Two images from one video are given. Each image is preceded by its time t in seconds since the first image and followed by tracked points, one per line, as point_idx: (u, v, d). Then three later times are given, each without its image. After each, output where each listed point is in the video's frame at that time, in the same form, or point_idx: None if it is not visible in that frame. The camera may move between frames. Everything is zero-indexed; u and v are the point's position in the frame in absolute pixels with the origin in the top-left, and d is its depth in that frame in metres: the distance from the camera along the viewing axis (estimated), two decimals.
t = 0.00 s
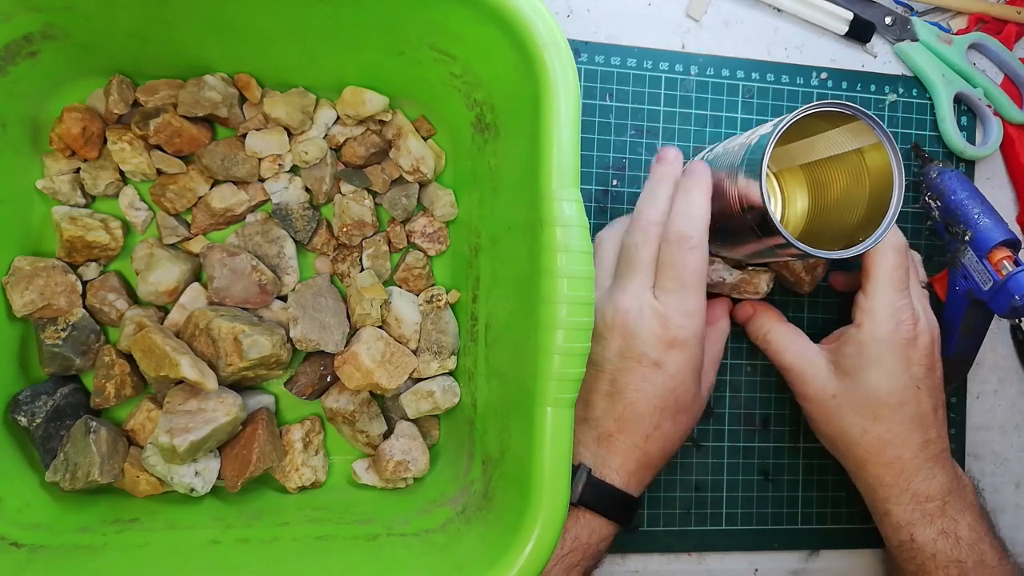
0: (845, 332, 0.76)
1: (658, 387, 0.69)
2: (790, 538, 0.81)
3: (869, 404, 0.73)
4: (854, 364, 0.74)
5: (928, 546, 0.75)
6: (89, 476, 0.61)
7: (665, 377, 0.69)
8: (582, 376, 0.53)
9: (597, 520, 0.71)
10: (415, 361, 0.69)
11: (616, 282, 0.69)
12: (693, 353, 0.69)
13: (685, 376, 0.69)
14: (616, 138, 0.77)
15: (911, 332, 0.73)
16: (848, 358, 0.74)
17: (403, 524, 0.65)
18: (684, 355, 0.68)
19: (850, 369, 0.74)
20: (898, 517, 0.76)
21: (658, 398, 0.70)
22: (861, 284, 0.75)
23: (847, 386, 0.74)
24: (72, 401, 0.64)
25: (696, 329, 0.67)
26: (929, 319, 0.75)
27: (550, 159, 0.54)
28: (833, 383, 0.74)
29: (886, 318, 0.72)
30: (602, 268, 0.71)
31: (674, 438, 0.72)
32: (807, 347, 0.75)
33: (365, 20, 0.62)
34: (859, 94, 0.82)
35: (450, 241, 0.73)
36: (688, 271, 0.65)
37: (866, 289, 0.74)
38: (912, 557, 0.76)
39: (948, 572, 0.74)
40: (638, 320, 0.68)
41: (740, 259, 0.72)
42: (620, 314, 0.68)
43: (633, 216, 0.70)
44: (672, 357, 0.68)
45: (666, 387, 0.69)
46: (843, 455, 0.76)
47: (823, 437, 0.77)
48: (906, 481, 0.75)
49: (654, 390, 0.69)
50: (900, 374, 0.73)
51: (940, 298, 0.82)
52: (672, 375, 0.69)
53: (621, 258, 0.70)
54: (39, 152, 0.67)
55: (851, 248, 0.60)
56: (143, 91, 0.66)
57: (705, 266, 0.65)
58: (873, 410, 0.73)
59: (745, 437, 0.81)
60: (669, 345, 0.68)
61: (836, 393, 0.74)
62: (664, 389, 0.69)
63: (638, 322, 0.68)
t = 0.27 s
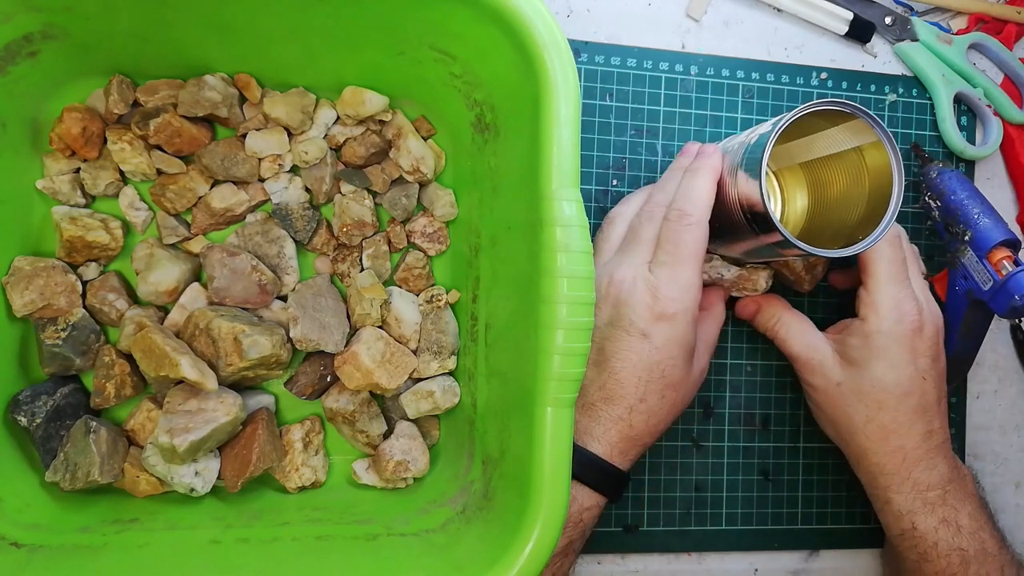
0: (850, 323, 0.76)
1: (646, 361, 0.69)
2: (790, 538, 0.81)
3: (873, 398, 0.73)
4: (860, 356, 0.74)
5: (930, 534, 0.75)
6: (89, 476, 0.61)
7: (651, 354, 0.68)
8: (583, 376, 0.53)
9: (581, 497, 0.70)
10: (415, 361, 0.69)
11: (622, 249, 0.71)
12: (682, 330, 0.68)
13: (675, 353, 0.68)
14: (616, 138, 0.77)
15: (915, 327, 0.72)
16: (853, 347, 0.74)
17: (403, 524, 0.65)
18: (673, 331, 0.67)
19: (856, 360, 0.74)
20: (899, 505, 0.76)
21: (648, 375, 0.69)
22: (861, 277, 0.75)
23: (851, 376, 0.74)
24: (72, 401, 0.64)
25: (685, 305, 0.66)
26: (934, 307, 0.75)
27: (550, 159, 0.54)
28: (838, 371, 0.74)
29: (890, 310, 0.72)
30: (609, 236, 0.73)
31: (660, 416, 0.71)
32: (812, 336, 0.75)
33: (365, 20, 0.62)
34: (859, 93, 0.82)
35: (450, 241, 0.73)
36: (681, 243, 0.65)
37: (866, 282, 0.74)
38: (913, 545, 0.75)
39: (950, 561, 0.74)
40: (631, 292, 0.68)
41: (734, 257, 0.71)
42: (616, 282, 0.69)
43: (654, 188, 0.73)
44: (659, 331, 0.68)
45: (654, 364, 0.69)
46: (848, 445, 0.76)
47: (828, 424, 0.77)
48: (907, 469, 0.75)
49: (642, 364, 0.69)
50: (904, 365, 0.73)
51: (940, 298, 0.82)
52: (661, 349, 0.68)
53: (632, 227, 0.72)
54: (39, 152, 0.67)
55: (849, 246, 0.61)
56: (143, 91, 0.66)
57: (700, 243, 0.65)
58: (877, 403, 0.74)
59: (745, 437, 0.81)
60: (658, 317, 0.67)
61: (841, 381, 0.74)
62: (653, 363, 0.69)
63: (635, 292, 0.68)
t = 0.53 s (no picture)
0: (861, 325, 0.76)
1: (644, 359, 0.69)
2: (790, 538, 0.81)
3: (873, 399, 0.74)
4: (865, 356, 0.74)
5: (944, 535, 0.74)
6: (89, 476, 0.61)
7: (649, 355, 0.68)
8: (583, 376, 0.53)
9: (579, 495, 0.70)
10: (415, 361, 0.69)
11: (620, 250, 0.70)
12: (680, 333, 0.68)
13: (673, 354, 0.69)
14: (616, 138, 0.77)
15: (917, 327, 0.73)
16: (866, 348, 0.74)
17: (403, 524, 0.65)
18: (671, 333, 0.68)
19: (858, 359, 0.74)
20: (914, 506, 0.75)
21: (645, 374, 0.69)
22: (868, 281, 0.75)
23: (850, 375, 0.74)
24: (72, 401, 0.64)
25: (684, 307, 0.66)
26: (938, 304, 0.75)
27: (550, 159, 0.54)
28: (852, 372, 0.74)
29: (900, 311, 0.73)
30: (608, 235, 0.73)
31: (659, 416, 0.72)
32: (824, 337, 0.75)
33: (366, 19, 0.62)
34: (859, 93, 0.82)
35: (450, 241, 0.73)
36: (681, 246, 0.65)
37: (875, 285, 0.74)
38: (927, 546, 0.75)
39: (964, 561, 0.74)
40: (630, 294, 0.68)
41: (733, 258, 0.71)
42: (615, 283, 0.69)
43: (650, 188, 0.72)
44: (657, 332, 0.68)
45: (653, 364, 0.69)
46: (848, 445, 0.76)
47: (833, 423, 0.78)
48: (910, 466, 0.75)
49: (641, 364, 0.69)
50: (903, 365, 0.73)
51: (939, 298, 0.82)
52: (661, 350, 0.68)
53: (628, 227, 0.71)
54: (39, 152, 0.67)
55: (849, 246, 0.61)
56: (143, 91, 0.66)
57: (700, 245, 0.64)
58: (878, 402, 0.74)
59: (745, 437, 0.81)
60: (658, 319, 0.67)
61: (854, 384, 0.74)
62: (651, 364, 0.69)
63: (635, 292, 0.68)
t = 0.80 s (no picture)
0: (863, 320, 0.76)
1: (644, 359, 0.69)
2: (790, 538, 0.81)
3: (873, 399, 0.74)
4: (865, 353, 0.74)
5: (934, 527, 0.75)
6: (89, 476, 0.61)
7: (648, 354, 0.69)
8: (583, 376, 0.53)
9: (577, 493, 0.71)
10: (415, 361, 0.69)
11: (620, 247, 0.70)
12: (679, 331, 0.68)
13: (672, 353, 0.69)
14: (616, 139, 0.77)
15: (919, 324, 0.72)
16: (867, 341, 0.74)
17: (403, 524, 0.65)
18: (671, 332, 0.68)
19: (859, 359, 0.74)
20: (904, 498, 0.76)
21: (645, 374, 0.69)
22: (868, 278, 0.75)
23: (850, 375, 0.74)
24: (72, 402, 0.64)
25: (684, 306, 0.66)
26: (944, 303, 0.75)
27: (550, 159, 0.54)
28: (852, 363, 0.74)
29: (901, 307, 0.73)
30: (609, 233, 0.73)
31: (658, 414, 0.72)
32: (825, 332, 0.75)
33: (365, 19, 0.62)
34: (859, 93, 0.82)
35: (450, 241, 0.73)
36: (680, 245, 0.64)
37: (876, 283, 0.74)
38: (917, 538, 0.75)
39: (954, 552, 0.74)
40: (629, 292, 0.68)
41: (733, 257, 0.71)
42: (614, 280, 0.69)
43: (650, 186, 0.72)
44: (657, 330, 0.68)
45: (653, 363, 0.69)
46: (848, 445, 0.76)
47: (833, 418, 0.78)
48: (912, 465, 0.75)
49: (641, 362, 0.69)
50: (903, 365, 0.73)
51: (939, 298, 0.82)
52: (660, 349, 0.68)
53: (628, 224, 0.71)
54: (39, 152, 0.67)
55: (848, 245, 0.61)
56: (143, 91, 0.66)
57: (700, 244, 0.64)
58: (878, 402, 0.74)
59: (745, 437, 0.81)
60: (657, 318, 0.67)
61: (855, 374, 0.74)
62: (650, 363, 0.69)
63: (634, 290, 0.68)
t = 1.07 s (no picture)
0: (859, 321, 0.75)
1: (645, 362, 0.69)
2: (790, 537, 0.81)
3: (873, 399, 0.74)
4: (863, 354, 0.74)
5: (934, 528, 0.75)
6: (89, 476, 0.61)
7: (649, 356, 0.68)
8: (583, 376, 0.53)
9: (581, 494, 0.71)
10: (415, 361, 0.69)
11: (620, 249, 0.70)
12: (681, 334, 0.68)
13: (674, 355, 0.69)
14: (616, 139, 0.77)
15: (915, 322, 0.73)
16: (864, 342, 0.74)
17: (403, 524, 0.65)
18: (673, 334, 0.67)
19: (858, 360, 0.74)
20: (904, 499, 0.76)
21: (646, 375, 0.69)
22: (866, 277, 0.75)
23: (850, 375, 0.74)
24: (72, 402, 0.64)
25: (685, 309, 0.66)
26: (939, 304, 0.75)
27: (550, 159, 0.54)
28: (849, 366, 0.74)
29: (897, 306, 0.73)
30: (608, 234, 0.73)
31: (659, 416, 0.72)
32: (823, 335, 0.75)
33: (365, 19, 0.62)
34: (859, 93, 0.82)
35: (450, 241, 0.73)
36: (682, 247, 0.64)
37: (873, 281, 0.74)
38: (917, 539, 0.75)
39: (953, 553, 0.74)
40: (630, 294, 0.68)
41: (733, 256, 0.71)
42: (616, 282, 0.68)
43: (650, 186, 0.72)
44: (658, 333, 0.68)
45: (655, 365, 0.69)
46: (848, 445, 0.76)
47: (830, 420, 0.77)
48: (912, 464, 0.75)
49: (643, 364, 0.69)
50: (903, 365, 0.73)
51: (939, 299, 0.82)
52: (662, 351, 0.68)
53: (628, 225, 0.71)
54: (39, 152, 0.67)
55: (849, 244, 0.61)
56: (143, 91, 0.66)
57: (701, 245, 0.64)
58: (878, 402, 0.74)
59: (745, 436, 0.81)
60: (658, 321, 0.67)
61: (851, 375, 0.74)
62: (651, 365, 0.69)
63: (636, 292, 0.67)
